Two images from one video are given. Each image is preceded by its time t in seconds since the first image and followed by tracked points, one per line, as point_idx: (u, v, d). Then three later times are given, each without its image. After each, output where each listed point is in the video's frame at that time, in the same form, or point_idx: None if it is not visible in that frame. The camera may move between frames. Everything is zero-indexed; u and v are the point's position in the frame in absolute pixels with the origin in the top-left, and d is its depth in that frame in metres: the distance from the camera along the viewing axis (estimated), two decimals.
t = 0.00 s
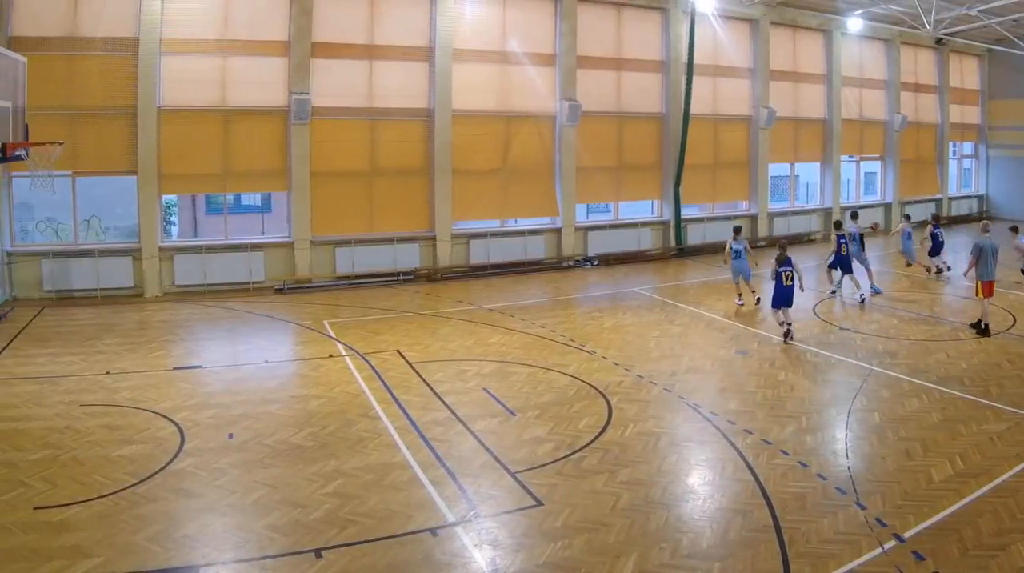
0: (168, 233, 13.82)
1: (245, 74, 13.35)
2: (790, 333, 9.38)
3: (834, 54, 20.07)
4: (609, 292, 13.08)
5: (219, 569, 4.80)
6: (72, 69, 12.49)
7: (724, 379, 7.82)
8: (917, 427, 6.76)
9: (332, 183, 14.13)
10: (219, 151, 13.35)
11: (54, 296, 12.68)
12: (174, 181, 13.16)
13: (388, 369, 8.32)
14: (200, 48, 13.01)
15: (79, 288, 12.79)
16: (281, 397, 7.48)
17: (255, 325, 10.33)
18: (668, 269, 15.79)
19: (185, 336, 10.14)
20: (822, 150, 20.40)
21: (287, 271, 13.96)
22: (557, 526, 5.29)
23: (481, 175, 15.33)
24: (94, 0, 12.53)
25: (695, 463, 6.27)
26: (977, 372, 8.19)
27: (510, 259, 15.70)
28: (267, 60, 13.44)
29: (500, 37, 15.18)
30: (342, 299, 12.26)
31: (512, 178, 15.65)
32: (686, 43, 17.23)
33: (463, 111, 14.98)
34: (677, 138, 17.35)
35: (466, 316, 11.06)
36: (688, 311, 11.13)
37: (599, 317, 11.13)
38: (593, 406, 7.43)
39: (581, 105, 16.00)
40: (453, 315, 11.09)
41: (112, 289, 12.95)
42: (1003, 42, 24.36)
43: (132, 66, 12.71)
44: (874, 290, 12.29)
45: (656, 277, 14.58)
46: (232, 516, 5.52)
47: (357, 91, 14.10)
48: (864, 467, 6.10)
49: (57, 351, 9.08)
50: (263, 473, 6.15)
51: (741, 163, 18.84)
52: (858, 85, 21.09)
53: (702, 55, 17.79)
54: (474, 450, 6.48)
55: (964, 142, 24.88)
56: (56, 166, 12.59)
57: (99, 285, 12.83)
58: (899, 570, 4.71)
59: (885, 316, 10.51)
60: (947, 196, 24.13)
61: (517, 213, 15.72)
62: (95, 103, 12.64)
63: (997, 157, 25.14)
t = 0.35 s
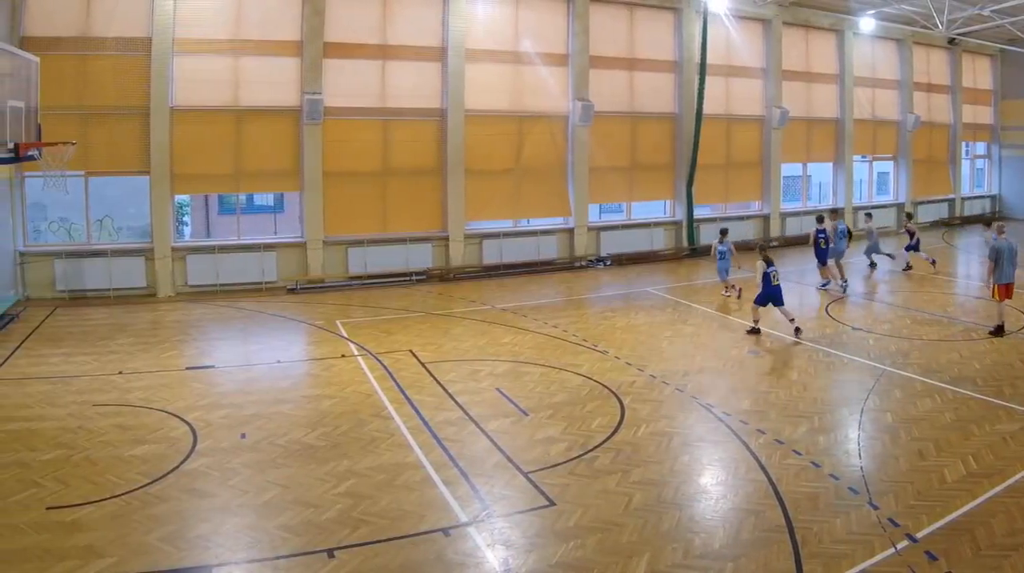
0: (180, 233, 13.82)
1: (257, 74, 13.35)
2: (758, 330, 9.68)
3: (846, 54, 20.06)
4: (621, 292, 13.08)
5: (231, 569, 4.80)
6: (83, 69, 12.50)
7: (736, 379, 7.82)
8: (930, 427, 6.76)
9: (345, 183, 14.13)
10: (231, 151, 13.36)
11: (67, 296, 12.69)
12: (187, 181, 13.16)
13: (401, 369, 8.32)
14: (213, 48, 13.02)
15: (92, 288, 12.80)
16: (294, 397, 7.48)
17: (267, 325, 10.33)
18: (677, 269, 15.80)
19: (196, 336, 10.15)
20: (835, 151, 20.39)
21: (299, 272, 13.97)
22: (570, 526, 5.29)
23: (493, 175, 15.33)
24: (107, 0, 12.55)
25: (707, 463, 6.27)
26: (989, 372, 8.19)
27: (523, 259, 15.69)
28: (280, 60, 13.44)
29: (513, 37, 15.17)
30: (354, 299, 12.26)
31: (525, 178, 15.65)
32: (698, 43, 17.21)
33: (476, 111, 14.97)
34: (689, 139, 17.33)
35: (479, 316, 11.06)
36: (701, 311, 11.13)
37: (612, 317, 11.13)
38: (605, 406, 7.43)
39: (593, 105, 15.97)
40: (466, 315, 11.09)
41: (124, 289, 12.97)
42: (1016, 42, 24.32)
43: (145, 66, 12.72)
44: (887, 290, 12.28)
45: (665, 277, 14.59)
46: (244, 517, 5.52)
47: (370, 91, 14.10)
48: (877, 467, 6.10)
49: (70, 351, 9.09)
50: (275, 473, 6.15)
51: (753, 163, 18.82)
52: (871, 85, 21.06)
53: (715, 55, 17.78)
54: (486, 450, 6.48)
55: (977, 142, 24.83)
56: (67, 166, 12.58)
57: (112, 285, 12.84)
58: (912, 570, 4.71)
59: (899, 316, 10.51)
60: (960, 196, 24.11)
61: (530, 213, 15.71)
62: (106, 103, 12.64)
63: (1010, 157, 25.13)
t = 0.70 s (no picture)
0: (194, 233, 13.85)
1: (271, 74, 13.35)
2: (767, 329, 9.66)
3: (860, 54, 20.04)
4: (633, 292, 13.08)
5: (245, 569, 4.80)
6: (95, 70, 12.51)
7: (750, 379, 7.82)
8: (944, 427, 6.76)
9: (358, 183, 14.11)
10: (244, 151, 13.36)
11: (80, 296, 12.73)
12: (201, 181, 13.17)
13: (415, 369, 8.32)
14: (227, 48, 13.01)
15: (105, 288, 12.85)
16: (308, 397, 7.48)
17: (280, 325, 10.34)
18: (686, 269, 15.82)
19: (208, 336, 10.16)
20: (848, 151, 20.36)
21: (313, 272, 13.99)
22: (583, 525, 5.30)
23: (508, 175, 15.31)
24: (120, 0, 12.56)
25: (721, 463, 6.27)
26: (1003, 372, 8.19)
27: (537, 259, 15.70)
28: (293, 60, 13.43)
29: (526, 37, 15.16)
30: (368, 300, 12.25)
31: (539, 178, 15.64)
32: (712, 42, 17.17)
33: (490, 111, 14.97)
34: (702, 139, 17.30)
35: (492, 316, 11.06)
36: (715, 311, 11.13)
37: (626, 317, 11.13)
38: (619, 406, 7.43)
39: (607, 105, 15.94)
40: (480, 315, 11.08)
41: (138, 289, 13.01)
42: None
43: (158, 66, 12.73)
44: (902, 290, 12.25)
45: (675, 277, 14.59)
46: (258, 517, 5.52)
47: (383, 91, 14.09)
48: (891, 467, 6.10)
49: (84, 351, 9.10)
50: (289, 473, 6.15)
51: (768, 163, 18.78)
52: (884, 85, 21.00)
53: (728, 55, 17.75)
54: (499, 450, 6.49)
55: (990, 142, 24.77)
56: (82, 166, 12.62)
57: (125, 284, 12.89)
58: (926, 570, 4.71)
59: (914, 316, 10.51)
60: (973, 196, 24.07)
61: (544, 214, 15.71)
62: (118, 103, 12.65)
63: None
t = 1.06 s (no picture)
0: (208, 233, 13.87)
1: (284, 74, 13.35)
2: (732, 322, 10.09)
3: (873, 54, 19.98)
4: (645, 292, 13.08)
5: (259, 569, 4.80)
6: (107, 70, 12.52)
7: (763, 379, 7.82)
8: (958, 427, 6.76)
9: (372, 183, 14.10)
10: (258, 151, 13.36)
11: (94, 296, 12.73)
12: (215, 181, 13.18)
13: (429, 369, 8.31)
14: (241, 48, 13.02)
15: (119, 288, 12.85)
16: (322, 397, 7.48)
17: (293, 325, 10.34)
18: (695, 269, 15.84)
19: (220, 336, 10.16)
20: (862, 151, 20.29)
21: (327, 272, 13.99)
22: (597, 525, 5.29)
23: (522, 175, 15.30)
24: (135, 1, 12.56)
25: (735, 463, 6.26)
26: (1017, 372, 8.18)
27: (551, 259, 15.70)
28: (307, 60, 13.43)
29: (540, 37, 15.13)
30: (382, 299, 12.26)
31: (552, 178, 15.62)
32: (725, 42, 17.12)
33: (504, 111, 14.95)
34: (716, 139, 17.26)
35: (506, 316, 11.06)
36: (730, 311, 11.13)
37: (640, 316, 11.12)
38: (633, 406, 7.43)
39: (620, 105, 15.92)
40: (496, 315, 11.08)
41: (152, 289, 13.01)
42: None
43: (173, 66, 12.74)
44: (916, 290, 12.24)
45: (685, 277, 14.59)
46: (272, 517, 5.52)
47: (397, 91, 14.08)
48: (904, 467, 6.10)
49: (98, 351, 9.10)
50: (302, 473, 6.15)
51: (782, 163, 18.72)
52: (898, 85, 20.93)
53: (742, 55, 17.69)
54: (513, 449, 6.49)
55: (1005, 142, 24.65)
56: (96, 166, 12.63)
57: (139, 284, 12.89)
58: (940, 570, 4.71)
59: (928, 316, 10.50)
60: (987, 196, 23.98)
61: (557, 213, 15.71)
62: (131, 103, 12.65)
63: None
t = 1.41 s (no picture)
0: (222, 233, 13.89)
1: (298, 74, 13.34)
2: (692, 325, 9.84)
3: (887, 54, 19.91)
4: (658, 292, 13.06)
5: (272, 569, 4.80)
6: (118, 69, 12.52)
7: (777, 379, 7.81)
8: (972, 427, 6.75)
9: (385, 183, 14.09)
10: (271, 151, 13.36)
11: (108, 296, 12.75)
12: (229, 181, 13.19)
13: (442, 369, 8.31)
14: (255, 48, 13.02)
15: (133, 288, 12.89)
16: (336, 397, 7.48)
17: (307, 325, 10.34)
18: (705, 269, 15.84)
19: (232, 336, 10.17)
20: (876, 151, 20.20)
21: (340, 272, 13.99)
22: (610, 525, 5.29)
23: (536, 175, 15.27)
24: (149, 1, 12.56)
25: (749, 463, 6.26)
26: None
27: (565, 259, 15.70)
28: (321, 60, 13.42)
29: (554, 37, 15.10)
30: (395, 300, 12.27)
31: (566, 178, 15.60)
32: (739, 42, 17.06)
33: (518, 111, 14.93)
34: (730, 139, 17.20)
35: (520, 316, 11.06)
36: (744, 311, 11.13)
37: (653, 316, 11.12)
38: (647, 406, 7.43)
39: (634, 105, 15.89)
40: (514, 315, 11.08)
41: (165, 289, 13.04)
42: None
43: (186, 66, 12.75)
44: (929, 290, 12.22)
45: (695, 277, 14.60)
46: (286, 516, 5.52)
47: (411, 91, 14.07)
48: (918, 467, 6.10)
49: (111, 351, 9.12)
50: (316, 473, 6.15)
51: (796, 163, 18.65)
52: (912, 85, 20.83)
53: (756, 55, 17.62)
54: (527, 449, 6.49)
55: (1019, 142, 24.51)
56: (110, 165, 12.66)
57: (153, 284, 12.93)
58: (954, 570, 4.72)
59: (943, 316, 10.50)
60: (1001, 196, 23.87)
61: (571, 214, 15.69)
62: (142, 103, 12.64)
63: None
